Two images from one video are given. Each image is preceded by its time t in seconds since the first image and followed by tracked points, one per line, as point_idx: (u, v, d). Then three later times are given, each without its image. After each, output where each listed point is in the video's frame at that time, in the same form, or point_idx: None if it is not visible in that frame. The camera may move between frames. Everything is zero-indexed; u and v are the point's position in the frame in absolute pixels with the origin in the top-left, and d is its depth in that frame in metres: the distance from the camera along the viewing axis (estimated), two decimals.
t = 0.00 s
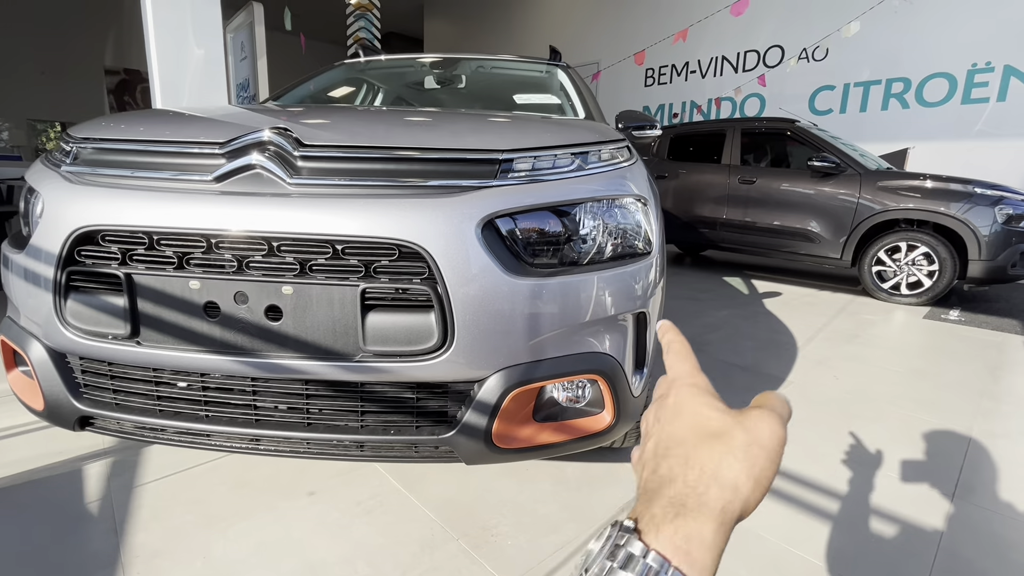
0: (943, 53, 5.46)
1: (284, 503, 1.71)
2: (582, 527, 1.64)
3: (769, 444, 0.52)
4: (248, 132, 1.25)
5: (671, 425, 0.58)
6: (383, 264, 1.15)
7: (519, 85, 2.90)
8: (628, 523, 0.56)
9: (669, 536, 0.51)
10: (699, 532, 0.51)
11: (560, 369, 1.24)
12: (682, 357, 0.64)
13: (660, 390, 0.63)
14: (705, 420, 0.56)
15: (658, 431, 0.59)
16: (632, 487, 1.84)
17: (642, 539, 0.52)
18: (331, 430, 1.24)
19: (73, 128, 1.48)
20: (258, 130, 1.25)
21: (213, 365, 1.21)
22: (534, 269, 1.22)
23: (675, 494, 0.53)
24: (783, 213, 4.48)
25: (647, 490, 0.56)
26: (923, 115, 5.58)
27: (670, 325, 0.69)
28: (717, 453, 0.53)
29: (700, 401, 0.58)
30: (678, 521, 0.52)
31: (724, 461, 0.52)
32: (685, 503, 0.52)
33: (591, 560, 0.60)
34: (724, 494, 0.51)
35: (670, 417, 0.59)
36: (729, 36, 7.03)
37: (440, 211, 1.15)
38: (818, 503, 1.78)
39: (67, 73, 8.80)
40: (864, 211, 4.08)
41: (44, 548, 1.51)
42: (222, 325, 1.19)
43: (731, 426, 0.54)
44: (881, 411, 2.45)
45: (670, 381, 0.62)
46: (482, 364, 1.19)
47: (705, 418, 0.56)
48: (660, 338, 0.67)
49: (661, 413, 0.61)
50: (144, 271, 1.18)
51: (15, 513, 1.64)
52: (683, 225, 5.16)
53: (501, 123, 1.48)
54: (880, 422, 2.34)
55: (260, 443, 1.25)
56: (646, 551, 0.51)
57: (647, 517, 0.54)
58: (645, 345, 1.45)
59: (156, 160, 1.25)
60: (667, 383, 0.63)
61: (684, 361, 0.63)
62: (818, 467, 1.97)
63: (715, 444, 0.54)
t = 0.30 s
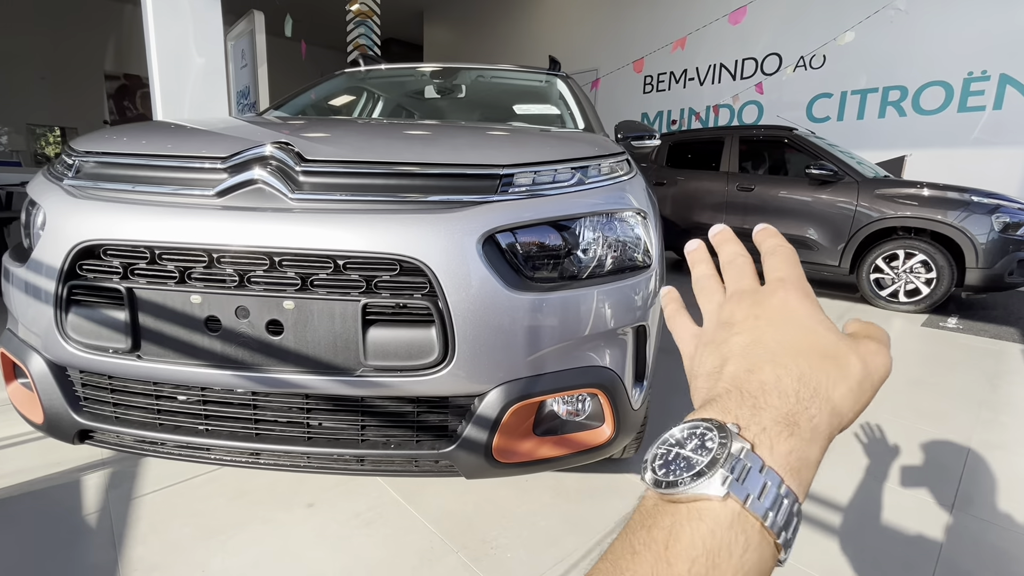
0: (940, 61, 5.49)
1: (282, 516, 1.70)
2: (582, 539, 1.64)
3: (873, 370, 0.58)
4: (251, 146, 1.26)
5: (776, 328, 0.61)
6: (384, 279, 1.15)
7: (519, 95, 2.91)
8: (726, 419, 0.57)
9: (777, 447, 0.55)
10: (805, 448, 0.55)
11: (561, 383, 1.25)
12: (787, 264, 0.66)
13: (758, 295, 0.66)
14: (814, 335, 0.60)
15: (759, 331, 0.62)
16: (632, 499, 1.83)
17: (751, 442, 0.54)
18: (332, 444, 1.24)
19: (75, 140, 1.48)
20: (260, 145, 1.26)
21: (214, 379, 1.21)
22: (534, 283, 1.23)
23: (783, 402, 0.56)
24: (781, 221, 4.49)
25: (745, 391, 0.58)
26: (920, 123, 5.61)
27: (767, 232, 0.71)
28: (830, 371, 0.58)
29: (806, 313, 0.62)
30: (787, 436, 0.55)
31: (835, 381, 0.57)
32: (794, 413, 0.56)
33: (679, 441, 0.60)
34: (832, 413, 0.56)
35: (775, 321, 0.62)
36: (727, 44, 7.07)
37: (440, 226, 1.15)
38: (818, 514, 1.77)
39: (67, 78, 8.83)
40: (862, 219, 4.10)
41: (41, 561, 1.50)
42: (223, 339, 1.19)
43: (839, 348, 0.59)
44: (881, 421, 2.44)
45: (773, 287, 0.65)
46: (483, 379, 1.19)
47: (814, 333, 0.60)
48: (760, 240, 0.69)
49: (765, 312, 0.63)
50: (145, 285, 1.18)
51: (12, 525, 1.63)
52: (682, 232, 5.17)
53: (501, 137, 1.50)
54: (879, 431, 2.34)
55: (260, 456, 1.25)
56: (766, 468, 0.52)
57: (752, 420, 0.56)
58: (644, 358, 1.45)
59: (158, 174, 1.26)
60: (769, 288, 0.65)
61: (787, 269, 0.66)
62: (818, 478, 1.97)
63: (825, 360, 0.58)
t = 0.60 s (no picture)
0: (938, 64, 5.51)
1: (280, 518, 1.71)
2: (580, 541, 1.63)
3: (787, 395, 0.60)
4: (250, 151, 1.27)
5: (707, 349, 0.61)
6: (381, 283, 1.16)
7: (518, 98, 2.92)
8: (655, 422, 0.57)
9: (698, 450, 0.54)
10: (721, 455, 0.56)
11: (555, 387, 1.26)
12: (725, 291, 0.66)
13: (695, 318, 0.65)
14: (740, 357, 0.60)
15: (694, 351, 0.61)
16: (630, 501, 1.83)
17: (676, 444, 0.54)
18: (329, 447, 1.25)
19: (76, 145, 1.50)
20: (258, 150, 1.27)
21: (212, 383, 1.22)
22: (530, 287, 1.24)
23: (708, 411, 0.57)
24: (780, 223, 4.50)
25: (675, 400, 0.58)
26: (918, 126, 5.62)
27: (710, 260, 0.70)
28: (750, 390, 0.58)
29: (736, 336, 0.62)
30: (707, 442, 0.56)
31: (754, 399, 0.58)
32: (715, 423, 0.56)
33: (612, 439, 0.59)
34: (748, 427, 0.57)
35: (708, 343, 0.61)
36: (726, 46, 7.09)
37: (437, 230, 1.16)
38: (815, 516, 1.78)
39: (68, 81, 8.87)
40: (860, 221, 4.11)
41: (41, 564, 1.51)
42: (221, 343, 1.20)
43: (759, 370, 0.60)
44: (878, 423, 2.45)
45: (709, 313, 0.64)
46: (479, 382, 1.20)
47: (740, 356, 0.60)
48: (701, 269, 0.68)
49: (698, 332, 0.63)
50: (144, 289, 1.19)
51: (12, 528, 1.64)
52: (681, 235, 5.18)
53: (499, 142, 1.51)
54: (876, 433, 2.35)
55: (258, 459, 1.26)
56: (686, 467, 0.52)
57: (679, 426, 0.56)
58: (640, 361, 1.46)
59: (158, 179, 1.27)
60: (707, 311, 0.64)
61: (725, 297, 0.65)
62: (815, 479, 1.97)
63: (747, 380, 0.59)
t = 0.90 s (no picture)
0: (940, 61, 5.48)
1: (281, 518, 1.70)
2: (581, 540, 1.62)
3: (758, 401, 0.63)
4: (249, 151, 1.27)
5: (700, 347, 0.61)
6: (380, 282, 1.16)
7: (518, 97, 2.92)
8: (654, 410, 0.56)
9: (692, 442, 0.55)
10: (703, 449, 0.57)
11: (556, 386, 1.25)
12: (715, 293, 0.66)
13: (686, 313, 0.64)
14: (726, 359, 0.62)
15: (688, 346, 0.61)
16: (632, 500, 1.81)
17: (673, 434, 0.54)
18: (329, 446, 1.25)
19: (77, 146, 1.50)
20: (257, 150, 1.27)
21: (212, 382, 1.22)
22: (530, 285, 1.23)
23: (697, 408, 0.58)
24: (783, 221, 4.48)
25: (669, 392, 0.58)
26: (921, 123, 5.60)
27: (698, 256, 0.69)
28: (730, 390, 0.60)
29: (724, 338, 0.63)
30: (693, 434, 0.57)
31: (732, 399, 0.60)
32: (705, 420, 0.57)
33: (613, 417, 0.56)
34: (725, 425, 0.59)
35: (701, 340, 0.62)
36: (728, 44, 7.07)
37: (436, 229, 1.16)
38: (817, 514, 1.77)
39: (70, 82, 8.89)
40: (863, 219, 4.09)
41: (43, 563, 1.51)
42: (220, 342, 1.20)
43: (739, 373, 0.62)
44: (881, 421, 2.43)
45: (701, 312, 0.64)
46: (479, 381, 1.20)
47: (727, 358, 0.62)
48: (692, 262, 0.66)
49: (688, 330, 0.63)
50: (144, 289, 1.19)
51: (14, 528, 1.65)
52: (682, 233, 5.17)
53: (499, 140, 1.51)
54: (879, 432, 2.34)
55: (257, 459, 1.26)
56: (681, 457, 0.52)
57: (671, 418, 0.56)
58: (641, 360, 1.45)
59: (157, 179, 1.27)
60: (697, 311, 0.64)
61: (714, 297, 0.65)
62: (818, 478, 1.97)
63: (731, 382, 0.61)
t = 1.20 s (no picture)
0: (946, 52, 5.43)
1: (285, 514, 1.72)
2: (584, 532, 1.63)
3: (721, 413, 0.62)
4: (250, 149, 1.28)
5: (671, 354, 0.61)
6: (380, 279, 1.16)
7: (519, 93, 2.91)
8: (619, 411, 0.55)
9: (654, 444, 0.54)
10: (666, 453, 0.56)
11: (556, 381, 1.26)
12: (693, 301, 0.65)
13: (661, 321, 0.64)
14: (695, 369, 0.61)
15: (658, 352, 0.61)
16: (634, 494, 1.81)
17: (638, 435, 0.54)
18: (332, 442, 1.26)
19: (79, 145, 1.51)
20: (256, 148, 1.27)
21: (214, 380, 1.23)
22: (530, 281, 1.24)
23: (662, 412, 0.57)
24: (787, 215, 4.46)
25: (635, 394, 0.58)
26: (927, 115, 5.55)
27: (681, 270, 0.71)
28: (696, 399, 0.60)
29: (695, 348, 0.63)
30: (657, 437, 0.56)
31: (697, 408, 0.60)
32: (667, 424, 0.57)
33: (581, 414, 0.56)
34: (686, 432, 0.59)
35: (672, 347, 0.61)
36: (731, 37, 7.02)
37: (435, 225, 1.16)
38: (821, 507, 1.77)
39: (74, 82, 8.93)
40: (868, 212, 4.07)
41: (51, 559, 1.53)
42: (222, 340, 1.21)
43: (706, 383, 0.62)
44: (885, 415, 2.43)
45: (675, 320, 0.64)
46: (479, 377, 1.21)
47: (695, 367, 0.62)
48: (675, 275, 0.69)
49: (659, 338, 0.62)
50: (146, 288, 1.20)
51: (23, 524, 1.67)
52: (686, 227, 5.16)
53: (499, 137, 1.51)
54: (883, 426, 2.33)
55: (260, 455, 1.27)
56: (641, 457, 0.52)
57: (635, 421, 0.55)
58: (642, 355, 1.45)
59: (159, 178, 1.28)
60: (673, 318, 0.64)
61: (691, 307, 0.65)
62: (821, 471, 1.96)
63: (697, 391, 0.60)
